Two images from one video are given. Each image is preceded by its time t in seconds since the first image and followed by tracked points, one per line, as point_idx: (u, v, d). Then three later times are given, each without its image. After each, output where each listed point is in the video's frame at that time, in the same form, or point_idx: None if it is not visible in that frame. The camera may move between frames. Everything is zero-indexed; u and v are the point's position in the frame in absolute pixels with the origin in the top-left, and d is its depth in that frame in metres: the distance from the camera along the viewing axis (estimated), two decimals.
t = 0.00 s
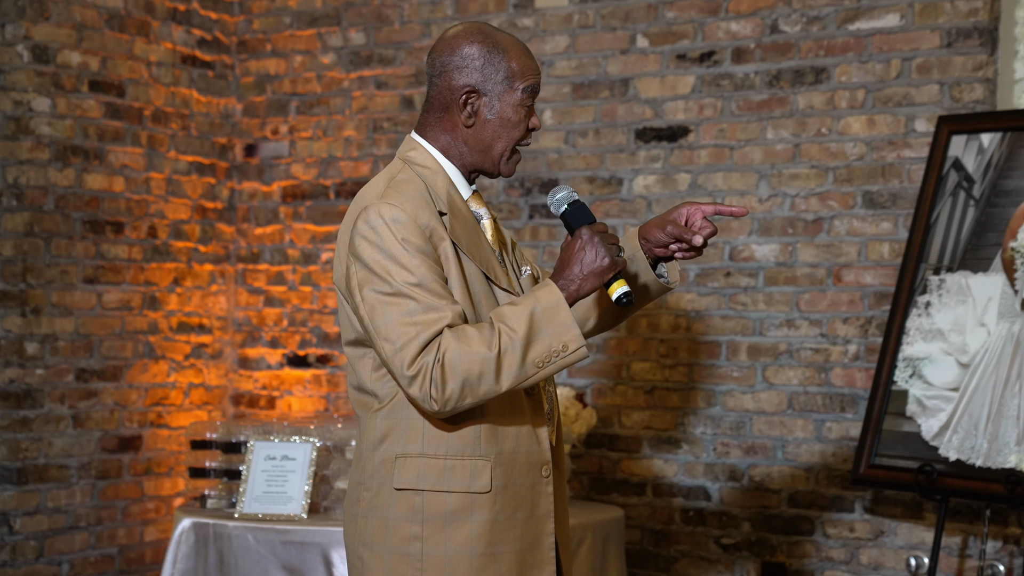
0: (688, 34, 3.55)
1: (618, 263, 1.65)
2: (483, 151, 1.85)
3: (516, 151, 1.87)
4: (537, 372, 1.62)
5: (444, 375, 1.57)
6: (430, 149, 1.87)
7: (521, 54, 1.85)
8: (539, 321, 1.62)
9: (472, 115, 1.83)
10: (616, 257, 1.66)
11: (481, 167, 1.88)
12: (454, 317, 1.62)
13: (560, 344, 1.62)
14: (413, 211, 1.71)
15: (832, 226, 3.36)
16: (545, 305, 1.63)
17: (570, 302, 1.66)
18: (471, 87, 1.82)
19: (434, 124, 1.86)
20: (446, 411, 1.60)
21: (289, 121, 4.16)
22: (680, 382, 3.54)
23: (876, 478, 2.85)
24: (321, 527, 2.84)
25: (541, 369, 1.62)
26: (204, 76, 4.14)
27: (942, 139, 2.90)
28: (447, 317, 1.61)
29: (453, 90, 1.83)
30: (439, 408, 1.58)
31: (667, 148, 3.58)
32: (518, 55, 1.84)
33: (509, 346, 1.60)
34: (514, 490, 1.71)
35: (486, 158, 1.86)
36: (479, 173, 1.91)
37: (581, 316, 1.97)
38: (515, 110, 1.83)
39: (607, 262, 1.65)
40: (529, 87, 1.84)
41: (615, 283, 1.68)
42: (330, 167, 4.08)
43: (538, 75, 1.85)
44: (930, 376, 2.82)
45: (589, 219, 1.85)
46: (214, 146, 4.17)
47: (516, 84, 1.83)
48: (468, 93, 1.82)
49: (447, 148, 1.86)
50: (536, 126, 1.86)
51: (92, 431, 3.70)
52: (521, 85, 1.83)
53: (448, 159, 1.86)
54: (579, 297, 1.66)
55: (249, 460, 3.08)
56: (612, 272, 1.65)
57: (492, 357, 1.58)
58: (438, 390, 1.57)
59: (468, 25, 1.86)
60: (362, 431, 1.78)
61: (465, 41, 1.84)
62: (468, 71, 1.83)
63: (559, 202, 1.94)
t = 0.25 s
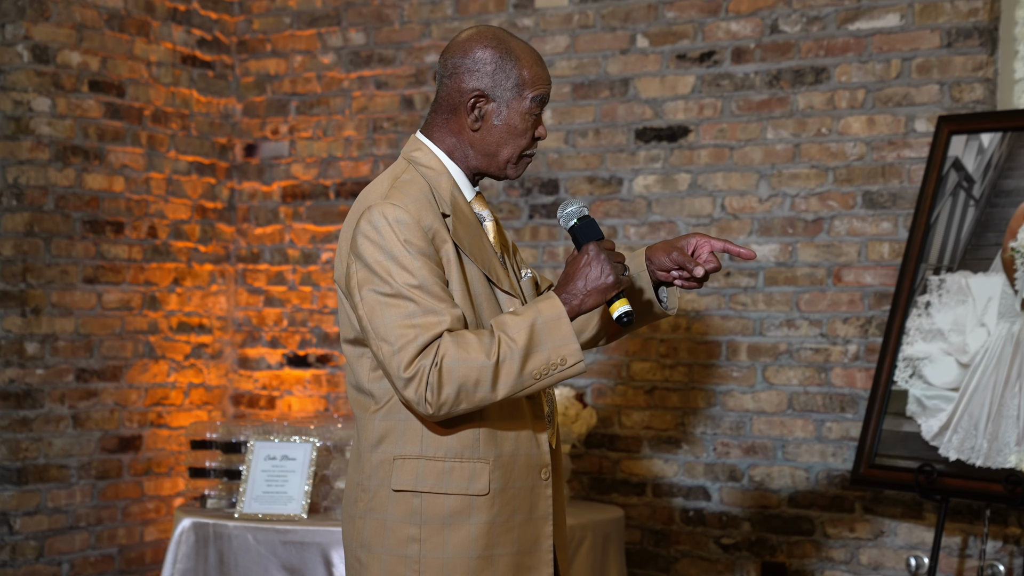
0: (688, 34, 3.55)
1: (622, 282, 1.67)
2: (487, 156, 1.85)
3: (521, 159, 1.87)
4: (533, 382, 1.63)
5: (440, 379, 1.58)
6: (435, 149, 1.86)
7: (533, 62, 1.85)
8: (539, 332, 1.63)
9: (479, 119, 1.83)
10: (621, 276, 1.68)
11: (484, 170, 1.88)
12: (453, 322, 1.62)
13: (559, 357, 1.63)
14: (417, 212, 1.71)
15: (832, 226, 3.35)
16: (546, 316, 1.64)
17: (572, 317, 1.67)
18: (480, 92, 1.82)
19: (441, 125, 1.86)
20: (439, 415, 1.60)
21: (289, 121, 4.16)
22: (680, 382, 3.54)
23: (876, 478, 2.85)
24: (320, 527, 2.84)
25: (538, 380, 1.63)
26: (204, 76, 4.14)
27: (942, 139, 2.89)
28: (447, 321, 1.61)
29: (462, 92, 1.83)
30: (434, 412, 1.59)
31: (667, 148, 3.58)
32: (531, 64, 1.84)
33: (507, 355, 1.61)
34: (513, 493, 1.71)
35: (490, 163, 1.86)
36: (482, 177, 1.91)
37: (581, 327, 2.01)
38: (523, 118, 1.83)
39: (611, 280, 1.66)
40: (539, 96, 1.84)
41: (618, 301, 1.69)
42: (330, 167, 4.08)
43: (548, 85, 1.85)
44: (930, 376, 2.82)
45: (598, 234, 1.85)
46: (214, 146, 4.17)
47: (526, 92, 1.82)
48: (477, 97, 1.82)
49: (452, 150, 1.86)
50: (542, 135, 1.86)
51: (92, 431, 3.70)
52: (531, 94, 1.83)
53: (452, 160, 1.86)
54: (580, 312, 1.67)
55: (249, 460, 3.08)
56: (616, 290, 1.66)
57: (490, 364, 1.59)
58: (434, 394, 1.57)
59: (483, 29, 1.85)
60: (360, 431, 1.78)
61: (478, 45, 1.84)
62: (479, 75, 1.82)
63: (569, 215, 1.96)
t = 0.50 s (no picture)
0: (688, 35, 3.55)
1: (624, 283, 1.68)
2: (490, 156, 1.85)
3: (523, 158, 1.87)
4: (535, 382, 1.63)
5: (442, 378, 1.58)
6: (437, 149, 1.86)
7: (536, 63, 1.85)
8: (541, 332, 1.63)
9: (481, 119, 1.83)
10: (624, 277, 1.69)
11: (486, 171, 1.88)
12: (456, 321, 1.62)
13: (561, 357, 1.63)
14: (419, 212, 1.71)
15: (832, 226, 3.36)
16: (548, 317, 1.64)
17: (573, 318, 1.68)
18: (482, 92, 1.82)
19: (443, 125, 1.86)
20: (441, 414, 1.60)
21: (289, 121, 4.16)
22: (680, 382, 3.54)
23: (876, 477, 2.85)
24: (321, 527, 2.84)
25: (540, 380, 1.63)
26: (204, 76, 4.14)
27: (942, 139, 2.90)
28: (449, 321, 1.61)
29: (465, 92, 1.83)
30: (435, 411, 1.59)
31: (667, 148, 3.58)
32: (533, 64, 1.84)
33: (509, 355, 1.61)
34: (512, 493, 1.71)
35: (491, 163, 1.86)
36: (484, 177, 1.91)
37: (582, 328, 2.01)
38: (525, 118, 1.83)
39: (613, 281, 1.67)
40: (541, 96, 1.84)
41: (620, 302, 1.70)
42: (330, 167, 4.08)
43: (550, 85, 1.85)
44: (930, 376, 2.82)
45: (600, 235, 1.86)
46: (214, 146, 4.17)
47: (528, 92, 1.82)
48: (479, 97, 1.82)
49: (454, 149, 1.86)
50: (543, 135, 1.86)
51: (92, 431, 3.70)
52: (533, 94, 1.83)
53: (453, 160, 1.86)
54: (582, 312, 1.67)
55: (249, 460, 3.08)
56: (618, 291, 1.67)
57: (492, 364, 1.59)
58: (436, 393, 1.57)
59: (485, 29, 1.85)
60: (360, 430, 1.78)
61: (481, 44, 1.84)
62: (481, 75, 1.82)
63: (572, 217, 1.94)
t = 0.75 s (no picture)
0: (688, 34, 3.55)
1: (626, 283, 1.68)
2: (491, 156, 1.85)
3: (525, 159, 1.87)
4: (536, 382, 1.63)
5: (443, 378, 1.57)
6: (439, 149, 1.86)
7: (538, 63, 1.85)
8: (542, 332, 1.63)
9: (483, 119, 1.83)
10: (625, 277, 1.69)
11: (487, 171, 1.88)
12: (457, 321, 1.62)
13: (562, 358, 1.63)
14: (420, 212, 1.71)
15: (832, 226, 3.36)
16: (549, 317, 1.64)
17: (575, 318, 1.68)
18: (484, 92, 1.82)
19: (445, 125, 1.86)
20: (442, 414, 1.60)
21: (289, 121, 4.16)
22: (680, 382, 3.54)
23: (876, 478, 2.85)
24: (321, 527, 2.84)
25: (541, 380, 1.63)
26: (204, 76, 4.14)
27: (942, 139, 2.90)
28: (450, 320, 1.61)
29: (467, 92, 1.83)
30: (437, 411, 1.58)
31: (667, 148, 3.58)
32: (535, 64, 1.84)
33: (510, 355, 1.61)
34: (512, 494, 1.71)
35: (493, 163, 1.86)
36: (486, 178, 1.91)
37: (582, 328, 2.01)
38: (528, 119, 1.83)
39: (615, 281, 1.67)
40: (543, 97, 1.84)
41: (621, 302, 1.70)
42: (330, 167, 4.08)
43: (552, 86, 1.85)
44: (930, 376, 2.82)
45: (602, 236, 1.86)
46: (214, 146, 4.17)
47: (530, 92, 1.82)
48: (482, 97, 1.82)
49: (456, 149, 1.86)
50: (545, 136, 1.86)
51: (92, 431, 3.70)
52: (535, 94, 1.83)
53: (455, 160, 1.86)
54: (584, 313, 1.67)
55: (249, 460, 3.08)
56: (619, 292, 1.67)
57: (493, 364, 1.59)
58: (437, 392, 1.57)
59: (488, 29, 1.85)
60: (361, 430, 1.78)
61: (483, 45, 1.84)
62: (484, 75, 1.82)
63: (574, 218, 1.92)
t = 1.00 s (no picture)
0: (688, 34, 3.55)
1: (627, 282, 1.68)
2: (492, 156, 1.85)
3: (525, 159, 1.87)
4: (536, 382, 1.63)
5: (444, 378, 1.57)
6: (439, 149, 1.87)
7: (539, 63, 1.85)
8: (543, 331, 1.63)
9: (483, 119, 1.83)
10: (626, 276, 1.69)
11: (488, 171, 1.88)
12: (458, 320, 1.62)
13: (563, 357, 1.63)
14: (421, 212, 1.71)
15: (832, 226, 3.35)
16: (550, 316, 1.64)
17: (576, 317, 1.68)
18: (485, 92, 1.82)
19: (446, 125, 1.86)
20: (443, 413, 1.60)
21: (289, 121, 4.16)
22: (680, 382, 3.54)
23: (876, 478, 2.85)
24: (320, 527, 2.84)
25: (541, 380, 1.63)
26: (204, 76, 4.14)
27: (942, 139, 2.90)
28: (451, 320, 1.61)
29: (467, 92, 1.83)
30: (437, 410, 1.58)
31: (667, 148, 3.57)
32: (535, 64, 1.84)
33: (511, 354, 1.61)
34: (513, 493, 1.71)
35: (494, 163, 1.86)
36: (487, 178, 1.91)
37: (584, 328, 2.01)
38: (528, 118, 1.83)
39: (616, 280, 1.67)
40: (544, 96, 1.84)
41: (622, 301, 1.70)
42: (330, 167, 4.08)
43: (553, 86, 1.85)
44: (930, 376, 2.82)
45: (603, 236, 1.85)
46: (214, 146, 4.17)
47: (531, 92, 1.82)
48: (482, 97, 1.82)
49: (457, 149, 1.86)
50: (546, 136, 1.86)
51: (92, 431, 3.70)
52: (536, 94, 1.83)
53: (456, 160, 1.86)
54: (585, 312, 1.67)
55: (249, 460, 3.08)
56: (621, 290, 1.67)
57: (494, 363, 1.59)
58: (437, 392, 1.57)
59: (488, 29, 1.85)
60: (361, 429, 1.78)
61: (483, 44, 1.84)
62: (484, 75, 1.82)
63: (575, 216, 1.93)
